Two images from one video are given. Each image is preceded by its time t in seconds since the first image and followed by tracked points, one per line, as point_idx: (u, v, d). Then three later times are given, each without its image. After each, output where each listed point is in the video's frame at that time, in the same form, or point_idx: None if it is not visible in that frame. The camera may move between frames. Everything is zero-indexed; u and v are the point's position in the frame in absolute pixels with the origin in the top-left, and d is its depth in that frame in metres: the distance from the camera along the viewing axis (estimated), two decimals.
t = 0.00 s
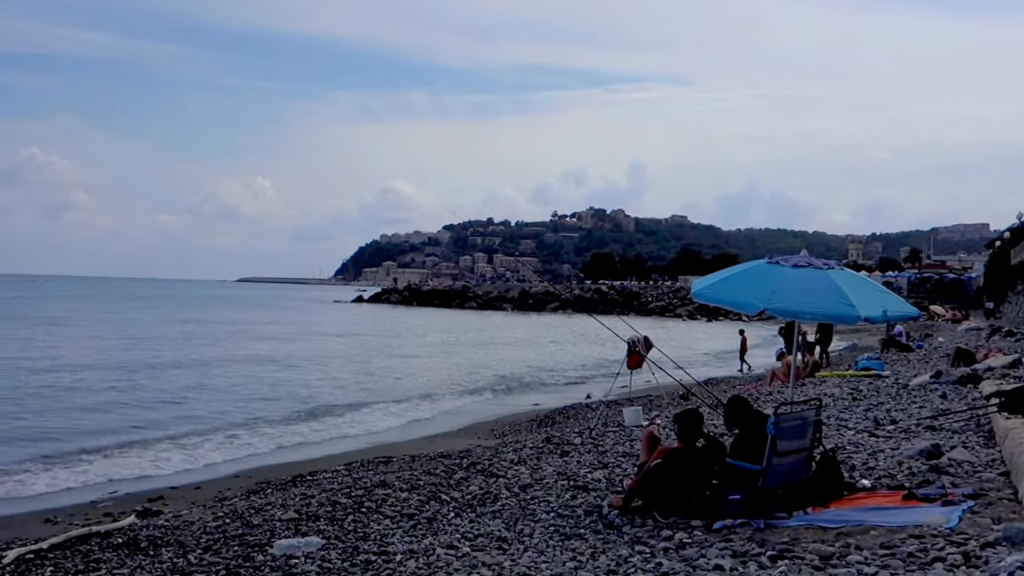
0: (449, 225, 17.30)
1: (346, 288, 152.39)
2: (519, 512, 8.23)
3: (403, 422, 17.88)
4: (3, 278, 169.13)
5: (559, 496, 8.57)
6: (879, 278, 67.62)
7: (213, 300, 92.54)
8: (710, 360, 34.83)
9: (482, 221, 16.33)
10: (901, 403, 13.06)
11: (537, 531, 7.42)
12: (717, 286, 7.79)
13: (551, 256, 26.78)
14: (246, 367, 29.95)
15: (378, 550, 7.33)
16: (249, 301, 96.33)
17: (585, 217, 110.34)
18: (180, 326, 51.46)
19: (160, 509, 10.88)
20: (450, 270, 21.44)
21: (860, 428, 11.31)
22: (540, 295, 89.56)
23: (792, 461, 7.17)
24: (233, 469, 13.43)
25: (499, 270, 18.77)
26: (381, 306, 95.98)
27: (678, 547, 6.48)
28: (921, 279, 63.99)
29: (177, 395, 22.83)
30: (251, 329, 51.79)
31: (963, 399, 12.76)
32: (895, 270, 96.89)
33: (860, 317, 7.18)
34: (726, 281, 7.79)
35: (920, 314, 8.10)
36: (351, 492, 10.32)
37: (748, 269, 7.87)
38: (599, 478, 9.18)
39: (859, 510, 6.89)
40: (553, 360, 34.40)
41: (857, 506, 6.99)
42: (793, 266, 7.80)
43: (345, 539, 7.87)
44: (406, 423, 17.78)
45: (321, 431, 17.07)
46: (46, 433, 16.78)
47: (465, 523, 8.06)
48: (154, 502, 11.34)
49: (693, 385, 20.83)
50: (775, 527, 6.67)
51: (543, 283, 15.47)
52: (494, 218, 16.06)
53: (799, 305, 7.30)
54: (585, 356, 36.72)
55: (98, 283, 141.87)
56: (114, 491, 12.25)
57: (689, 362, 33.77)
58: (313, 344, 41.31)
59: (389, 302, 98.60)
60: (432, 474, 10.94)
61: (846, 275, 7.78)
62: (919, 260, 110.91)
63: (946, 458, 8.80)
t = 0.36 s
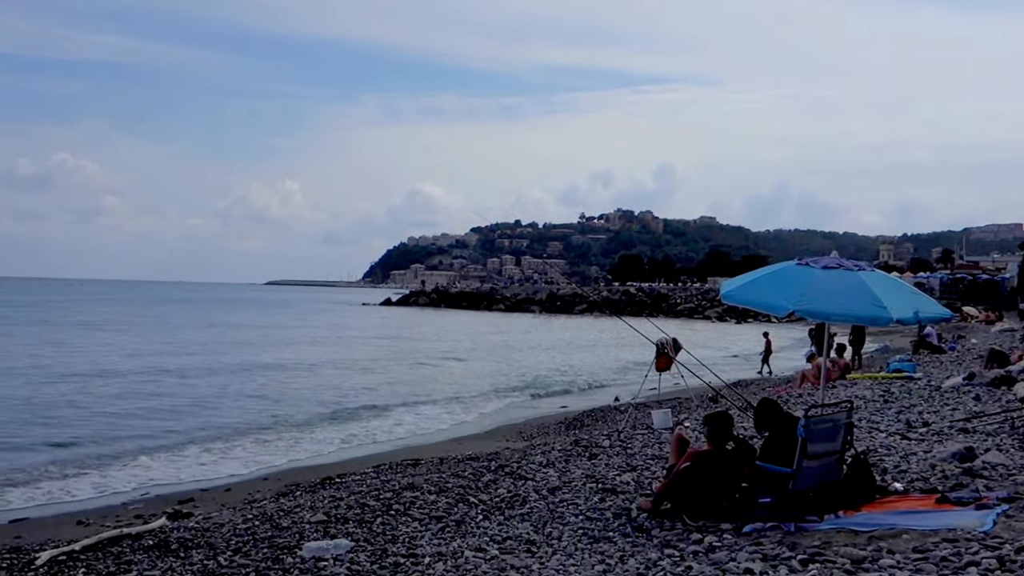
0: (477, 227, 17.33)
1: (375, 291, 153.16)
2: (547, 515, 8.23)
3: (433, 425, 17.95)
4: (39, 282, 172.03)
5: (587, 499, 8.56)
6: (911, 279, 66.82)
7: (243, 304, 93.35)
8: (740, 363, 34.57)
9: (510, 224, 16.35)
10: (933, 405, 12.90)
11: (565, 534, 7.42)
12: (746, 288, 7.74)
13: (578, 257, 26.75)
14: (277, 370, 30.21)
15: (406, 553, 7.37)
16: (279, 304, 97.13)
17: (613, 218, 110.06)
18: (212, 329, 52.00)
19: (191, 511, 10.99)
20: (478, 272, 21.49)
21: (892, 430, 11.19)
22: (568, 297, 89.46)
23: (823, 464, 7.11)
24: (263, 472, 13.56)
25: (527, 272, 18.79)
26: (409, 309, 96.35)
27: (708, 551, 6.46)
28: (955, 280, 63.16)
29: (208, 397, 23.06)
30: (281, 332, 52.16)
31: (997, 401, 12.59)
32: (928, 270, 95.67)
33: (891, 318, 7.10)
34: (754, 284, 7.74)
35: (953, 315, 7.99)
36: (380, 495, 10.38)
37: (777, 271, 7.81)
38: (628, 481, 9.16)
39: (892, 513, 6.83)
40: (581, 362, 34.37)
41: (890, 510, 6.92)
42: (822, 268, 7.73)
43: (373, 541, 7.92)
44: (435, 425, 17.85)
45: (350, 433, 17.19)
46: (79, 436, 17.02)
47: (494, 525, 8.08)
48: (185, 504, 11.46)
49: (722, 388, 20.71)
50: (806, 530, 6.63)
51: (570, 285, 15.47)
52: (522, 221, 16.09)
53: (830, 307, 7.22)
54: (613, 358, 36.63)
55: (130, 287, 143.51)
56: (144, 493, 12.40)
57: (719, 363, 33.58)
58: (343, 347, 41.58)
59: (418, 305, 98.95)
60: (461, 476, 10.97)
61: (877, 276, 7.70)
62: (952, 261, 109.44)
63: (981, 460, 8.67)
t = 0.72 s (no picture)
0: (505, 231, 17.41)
1: (403, 294, 153.86)
2: (576, 518, 8.24)
3: (461, 428, 18.01)
4: (75, 286, 174.66)
5: (617, 502, 8.55)
6: (945, 280, 65.98)
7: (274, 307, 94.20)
8: (770, 365, 34.35)
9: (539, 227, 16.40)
10: (968, 408, 12.72)
11: (594, 538, 7.42)
12: (776, 289, 7.70)
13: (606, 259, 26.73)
14: (307, 372, 30.45)
15: (435, 556, 7.41)
16: (310, 307, 97.85)
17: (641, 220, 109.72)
18: (244, 332, 52.51)
19: (221, 513, 11.12)
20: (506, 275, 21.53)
21: (925, 433, 11.06)
22: (597, 300, 89.24)
23: (855, 466, 7.04)
24: (293, 474, 13.67)
25: (555, 275, 18.82)
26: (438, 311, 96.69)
27: (738, 555, 6.43)
28: (990, 281, 62.23)
29: (240, 400, 23.31)
30: (311, 335, 52.58)
31: None
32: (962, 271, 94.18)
33: (924, 319, 7.03)
34: (784, 285, 7.69)
35: (987, 316, 7.89)
36: (409, 497, 10.43)
37: (809, 272, 7.76)
38: (657, 484, 9.15)
39: (925, 517, 6.75)
40: (610, 365, 34.29)
41: (923, 514, 6.85)
42: (853, 269, 7.64)
43: (402, 544, 7.97)
44: (465, 428, 17.91)
45: (380, 435, 17.29)
46: (114, 438, 17.27)
47: (522, 529, 8.10)
48: (215, 506, 11.59)
49: (752, 390, 20.59)
50: (838, 534, 6.58)
51: (599, 288, 15.46)
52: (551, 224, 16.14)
53: (861, 307, 7.17)
54: (642, 361, 36.52)
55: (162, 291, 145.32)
56: (175, 495, 12.56)
57: (749, 366, 33.35)
58: (372, 349, 41.84)
59: (447, 307, 99.25)
60: (490, 479, 11.00)
61: (910, 277, 7.63)
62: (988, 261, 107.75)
63: (1016, 464, 8.55)
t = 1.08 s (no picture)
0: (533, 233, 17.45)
1: (432, 297, 154.43)
2: (605, 521, 8.22)
3: (489, 430, 18.06)
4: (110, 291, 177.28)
5: (646, 506, 8.52)
6: (979, 280, 64.99)
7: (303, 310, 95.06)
8: (801, 367, 34.08)
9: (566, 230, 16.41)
10: (1004, 410, 12.51)
11: (623, 541, 7.39)
12: (808, 291, 7.61)
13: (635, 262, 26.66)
14: (338, 375, 30.66)
15: (464, 559, 7.42)
16: (340, 311, 98.48)
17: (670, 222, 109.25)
18: (275, 336, 53.01)
19: (252, 515, 11.21)
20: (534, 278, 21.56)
21: (959, 436, 10.90)
22: (626, 301, 88.95)
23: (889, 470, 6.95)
24: (324, 477, 13.77)
25: (583, 278, 18.83)
26: (467, 314, 96.90)
27: (768, 559, 6.37)
28: None
29: (271, 403, 23.55)
30: (341, 338, 52.95)
31: None
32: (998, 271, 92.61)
33: (959, 321, 6.92)
34: (816, 287, 7.60)
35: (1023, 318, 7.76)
36: (437, 500, 10.47)
37: (840, 274, 7.67)
38: (686, 488, 9.09)
39: (960, 521, 6.65)
40: (640, 368, 34.14)
41: (958, 518, 6.74)
42: (885, 270, 7.55)
43: (431, 547, 7.99)
44: (493, 431, 17.93)
45: (409, 438, 17.37)
46: (148, 441, 17.51)
47: (551, 532, 8.09)
48: (247, 508, 11.70)
49: (782, 393, 20.42)
50: (871, 539, 6.51)
51: (627, 290, 15.42)
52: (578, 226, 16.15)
53: (894, 309, 7.07)
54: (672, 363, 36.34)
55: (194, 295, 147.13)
56: (207, 497, 12.71)
57: (780, 368, 33.07)
58: (401, 353, 42.03)
59: (476, 310, 99.48)
60: (518, 482, 11.00)
61: (943, 279, 7.52)
62: None
63: None
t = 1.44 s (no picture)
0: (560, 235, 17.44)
1: (461, 300, 154.76)
2: (634, 524, 8.20)
3: (518, 432, 18.06)
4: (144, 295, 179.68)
5: (675, 509, 8.50)
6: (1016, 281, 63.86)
7: (333, 313, 95.81)
8: (832, 368, 33.77)
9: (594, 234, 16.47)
10: None
11: (653, 545, 7.38)
12: (839, 293, 7.53)
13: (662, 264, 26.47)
14: (368, 378, 30.80)
15: (493, 561, 7.44)
16: (370, 313, 98.94)
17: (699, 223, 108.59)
18: (306, 339, 53.41)
19: (283, 517, 11.33)
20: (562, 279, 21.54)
21: (995, 439, 10.73)
22: (655, 303, 88.51)
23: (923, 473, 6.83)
24: (354, 479, 13.86)
25: (611, 279, 18.77)
26: (496, 316, 97.05)
27: (799, 563, 6.33)
28: None
29: (302, 405, 23.74)
30: (371, 340, 53.22)
31: None
32: None
33: (992, 322, 6.82)
34: (848, 289, 7.52)
35: None
36: (466, 503, 10.50)
37: (871, 276, 7.60)
38: (716, 491, 9.05)
39: (996, 526, 6.56)
40: (669, 370, 33.93)
41: (993, 522, 6.65)
42: (917, 272, 7.46)
43: (460, 549, 8.03)
44: (523, 433, 17.93)
45: (438, 440, 17.43)
46: (181, 443, 17.73)
47: (580, 535, 8.09)
48: (278, 510, 11.82)
49: (813, 395, 20.22)
50: (904, 544, 6.45)
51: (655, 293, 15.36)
52: (606, 231, 16.15)
53: (925, 312, 6.98)
54: (702, 365, 36.08)
55: (226, 299, 148.83)
56: (239, 499, 12.86)
57: (811, 370, 32.70)
58: (431, 355, 42.17)
59: (504, 312, 99.66)
60: (547, 485, 11.00)
61: (977, 280, 7.41)
62: None
63: None
